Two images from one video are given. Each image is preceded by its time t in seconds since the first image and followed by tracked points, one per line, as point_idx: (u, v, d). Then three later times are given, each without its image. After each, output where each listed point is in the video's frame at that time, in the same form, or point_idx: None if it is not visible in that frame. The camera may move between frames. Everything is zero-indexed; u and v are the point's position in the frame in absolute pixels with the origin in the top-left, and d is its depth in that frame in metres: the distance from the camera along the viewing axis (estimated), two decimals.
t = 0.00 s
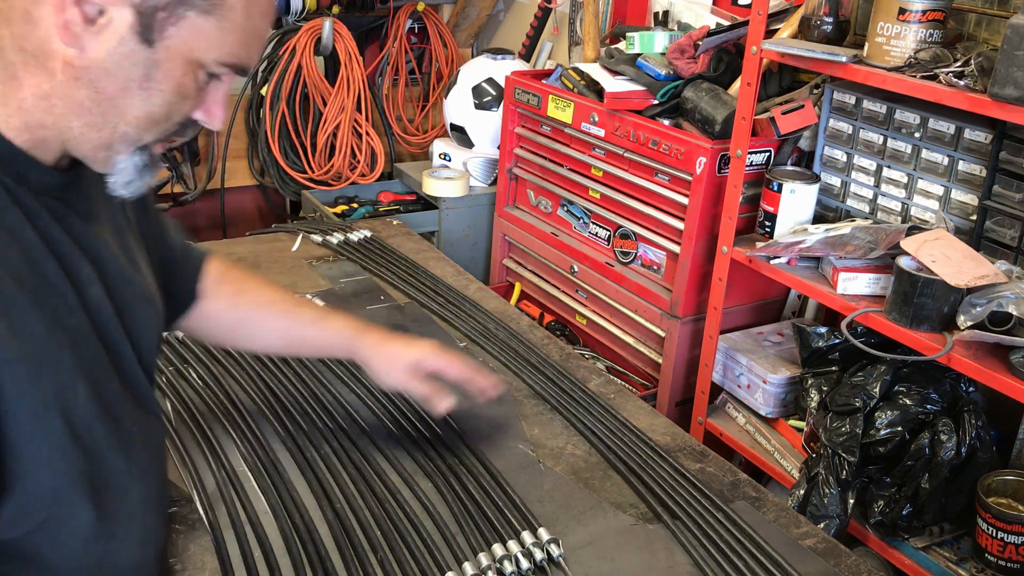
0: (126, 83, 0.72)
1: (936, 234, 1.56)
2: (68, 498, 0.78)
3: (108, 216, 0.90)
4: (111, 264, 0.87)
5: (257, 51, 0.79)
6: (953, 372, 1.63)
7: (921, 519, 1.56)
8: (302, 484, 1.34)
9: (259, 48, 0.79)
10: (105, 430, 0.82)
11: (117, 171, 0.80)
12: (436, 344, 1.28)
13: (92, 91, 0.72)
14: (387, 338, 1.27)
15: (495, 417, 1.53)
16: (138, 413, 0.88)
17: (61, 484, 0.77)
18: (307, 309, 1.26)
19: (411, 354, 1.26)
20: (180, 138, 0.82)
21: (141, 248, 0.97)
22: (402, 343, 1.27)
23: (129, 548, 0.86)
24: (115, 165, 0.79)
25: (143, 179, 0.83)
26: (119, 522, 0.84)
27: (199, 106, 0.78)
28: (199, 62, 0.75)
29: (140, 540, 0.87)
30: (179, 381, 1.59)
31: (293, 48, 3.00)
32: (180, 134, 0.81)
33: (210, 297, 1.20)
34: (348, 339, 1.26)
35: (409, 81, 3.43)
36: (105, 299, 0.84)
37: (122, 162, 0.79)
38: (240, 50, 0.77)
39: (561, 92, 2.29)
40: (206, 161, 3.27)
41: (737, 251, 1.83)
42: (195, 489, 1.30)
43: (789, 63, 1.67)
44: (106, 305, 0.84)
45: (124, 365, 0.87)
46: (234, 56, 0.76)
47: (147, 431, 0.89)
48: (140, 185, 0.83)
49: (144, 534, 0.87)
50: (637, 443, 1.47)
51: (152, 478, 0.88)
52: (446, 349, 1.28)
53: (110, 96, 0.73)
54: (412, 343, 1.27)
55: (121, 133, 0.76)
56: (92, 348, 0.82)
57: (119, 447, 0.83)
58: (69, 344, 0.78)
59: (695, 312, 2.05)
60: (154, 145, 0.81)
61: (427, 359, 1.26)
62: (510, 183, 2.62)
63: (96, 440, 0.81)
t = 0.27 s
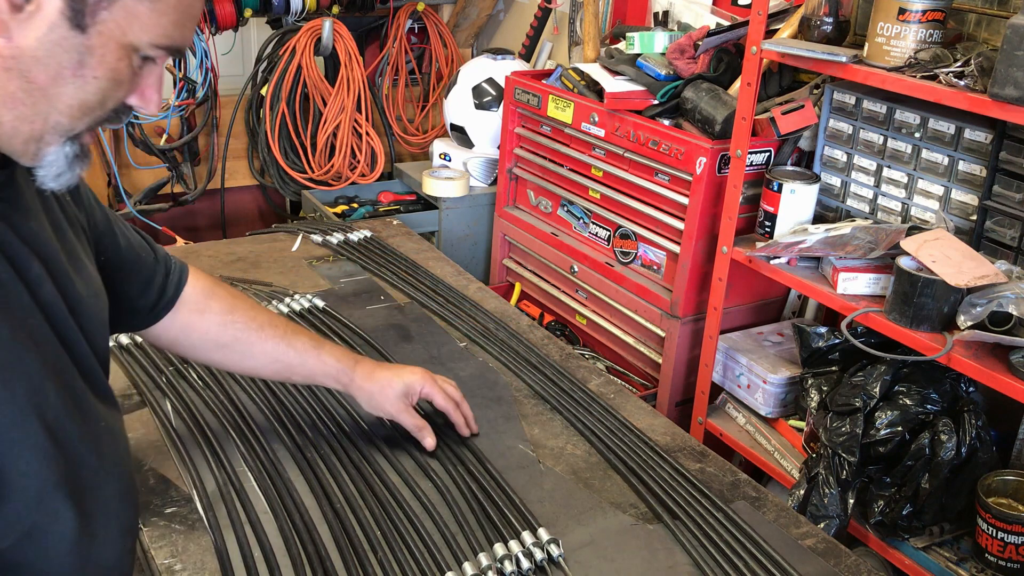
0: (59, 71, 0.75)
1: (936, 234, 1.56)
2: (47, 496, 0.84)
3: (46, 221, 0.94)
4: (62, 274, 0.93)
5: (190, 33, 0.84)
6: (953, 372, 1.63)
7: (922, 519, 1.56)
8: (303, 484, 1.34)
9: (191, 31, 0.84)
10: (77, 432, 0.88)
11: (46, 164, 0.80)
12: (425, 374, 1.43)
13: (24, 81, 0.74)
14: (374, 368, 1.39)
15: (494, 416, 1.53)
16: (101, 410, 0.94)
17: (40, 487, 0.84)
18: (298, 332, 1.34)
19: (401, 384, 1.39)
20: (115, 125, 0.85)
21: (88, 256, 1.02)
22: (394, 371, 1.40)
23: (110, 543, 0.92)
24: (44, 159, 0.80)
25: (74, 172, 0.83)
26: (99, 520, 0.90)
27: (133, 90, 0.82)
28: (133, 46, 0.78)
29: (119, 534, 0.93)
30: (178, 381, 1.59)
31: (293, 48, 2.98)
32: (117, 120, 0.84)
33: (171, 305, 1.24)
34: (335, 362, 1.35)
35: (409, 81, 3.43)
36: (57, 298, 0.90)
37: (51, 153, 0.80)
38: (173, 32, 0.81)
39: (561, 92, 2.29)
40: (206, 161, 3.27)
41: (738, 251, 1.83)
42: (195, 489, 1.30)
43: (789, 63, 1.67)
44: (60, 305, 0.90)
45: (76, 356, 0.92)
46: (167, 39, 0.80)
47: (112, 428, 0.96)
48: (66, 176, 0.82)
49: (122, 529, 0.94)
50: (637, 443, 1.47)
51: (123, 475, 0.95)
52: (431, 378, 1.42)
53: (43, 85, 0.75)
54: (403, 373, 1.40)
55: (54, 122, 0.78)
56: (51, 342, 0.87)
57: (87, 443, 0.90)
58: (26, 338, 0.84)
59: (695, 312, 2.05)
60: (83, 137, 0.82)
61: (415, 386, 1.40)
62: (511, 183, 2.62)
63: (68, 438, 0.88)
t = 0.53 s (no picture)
0: (26, 62, 0.79)
1: (936, 234, 1.56)
2: (21, 502, 0.87)
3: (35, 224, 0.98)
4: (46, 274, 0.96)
5: (163, 23, 0.87)
6: (953, 372, 1.63)
7: (922, 519, 1.56)
8: (303, 484, 1.34)
9: (164, 21, 0.87)
10: (56, 434, 0.91)
11: (22, 158, 0.85)
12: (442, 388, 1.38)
13: None
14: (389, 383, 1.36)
15: (494, 416, 1.53)
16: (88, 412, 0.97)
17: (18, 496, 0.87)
18: (309, 341, 1.32)
19: (415, 402, 1.35)
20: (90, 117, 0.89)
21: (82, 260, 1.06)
22: (409, 386, 1.36)
23: (97, 549, 0.95)
24: (20, 152, 0.85)
25: (52, 165, 0.88)
26: (81, 525, 0.93)
27: (107, 83, 0.87)
28: (103, 36, 0.82)
29: (108, 539, 0.96)
30: (179, 381, 1.59)
31: (293, 48, 2.98)
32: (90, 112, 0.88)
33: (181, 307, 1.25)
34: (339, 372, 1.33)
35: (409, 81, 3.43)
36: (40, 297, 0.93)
37: (27, 147, 0.85)
38: (144, 22, 0.85)
39: (561, 92, 2.28)
40: (206, 161, 3.27)
41: (738, 251, 1.83)
42: (195, 489, 1.30)
43: (789, 63, 1.67)
44: (42, 303, 0.93)
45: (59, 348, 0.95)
46: (138, 29, 0.84)
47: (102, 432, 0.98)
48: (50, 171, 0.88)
49: (110, 536, 0.96)
50: (637, 443, 1.47)
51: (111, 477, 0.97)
52: (445, 394, 1.37)
53: (11, 76, 0.79)
54: (417, 390, 1.36)
55: (25, 116, 0.82)
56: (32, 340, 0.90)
57: (69, 447, 0.92)
58: (6, 337, 0.87)
59: (695, 312, 2.05)
60: (59, 130, 0.87)
61: (429, 405, 1.35)
62: (511, 183, 2.62)
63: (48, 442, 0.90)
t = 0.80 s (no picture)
0: (20, 57, 0.80)
1: (936, 234, 1.56)
2: (20, 497, 0.88)
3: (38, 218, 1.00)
4: (48, 266, 0.98)
5: (157, 20, 0.88)
6: (953, 372, 1.63)
7: (921, 519, 1.56)
8: (303, 484, 1.34)
9: (158, 18, 0.88)
10: (57, 425, 0.92)
11: (19, 151, 0.85)
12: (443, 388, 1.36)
13: None
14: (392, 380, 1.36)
15: (494, 416, 1.53)
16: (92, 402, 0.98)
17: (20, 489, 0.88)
18: (311, 340, 1.32)
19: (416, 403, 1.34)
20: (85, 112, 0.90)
21: (87, 254, 1.08)
22: (412, 386, 1.35)
23: (103, 540, 0.96)
24: (17, 145, 0.85)
25: (48, 160, 0.88)
26: (86, 516, 0.94)
27: (102, 78, 0.88)
28: (97, 32, 0.83)
29: (114, 530, 0.97)
30: (179, 381, 1.59)
31: (293, 48, 2.98)
32: (86, 108, 0.89)
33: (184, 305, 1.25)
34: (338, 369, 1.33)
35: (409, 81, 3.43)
36: (42, 289, 0.95)
37: (23, 141, 0.85)
38: (139, 17, 0.86)
39: (561, 92, 2.29)
40: (206, 161, 3.27)
41: (737, 251, 1.83)
42: (195, 489, 1.30)
43: (789, 63, 1.67)
44: (44, 295, 0.95)
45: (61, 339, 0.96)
46: (132, 24, 0.85)
47: (106, 424, 0.99)
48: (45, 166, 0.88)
49: (117, 527, 0.98)
50: (637, 443, 1.47)
51: (116, 468, 0.98)
52: (448, 395, 1.36)
53: (5, 71, 0.80)
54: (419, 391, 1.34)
55: (20, 109, 0.83)
56: (33, 333, 0.92)
57: (70, 439, 0.93)
58: (6, 330, 0.89)
59: (694, 312, 2.05)
60: (55, 125, 0.88)
61: (431, 406, 1.34)
62: (511, 183, 2.62)
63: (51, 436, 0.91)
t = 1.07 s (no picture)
0: (26, 54, 0.81)
1: (936, 234, 1.56)
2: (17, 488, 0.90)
3: (44, 216, 1.02)
4: (54, 261, 1.01)
5: (159, 19, 0.89)
6: (953, 372, 1.63)
7: (921, 519, 1.55)
8: (303, 484, 1.34)
9: (160, 17, 0.89)
10: (64, 416, 0.95)
11: (24, 149, 0.86)
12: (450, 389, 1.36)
13: None
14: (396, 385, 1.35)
15: (494, 416, 1.53)
16: (99, 395, 1.01)
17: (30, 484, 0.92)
18: (311, 339, 1.32)
19: (422, 401, 1.34)
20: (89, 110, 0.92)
21: (95, 252, 1.11)
22: (418, 387, 1.35)
23: (112, 528, 1.01)
24: (21, 143, 0.86)
25: (51, 157, 0.89)
26: (94, 508, 0.98)
27: (105, 77, 0.89)
28: (101, 30, 0.84)
29: (122, 519, 1.02)
30: (180, 381, 1.59)
31: (293, 48, 2.98)
32: (90, 105, 0.91)
33: (192, 308, 1.28)
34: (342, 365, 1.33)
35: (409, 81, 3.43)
36: (48, 285, 0.97)
37: (26, 138, 0.86)
38: (142, 16, 0.87)
39: (561, 92, 2.29)
40: (206, 161, 3.27)
41: (737, 251, 1.83)
42: (195, 489, 1.30)
43: (789, 63, 1.67)
44: (50, 290, 0.97)
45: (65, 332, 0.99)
46: (135, 23, 0.86)
47: (113, 416, 1.02)
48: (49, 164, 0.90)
49: (125, 516, 1.02)
50: (637, 443, 1.47)
51: (122, 459, 1.02)
52: (456, 395, 1.36)
53: (11, 68, 0.81)
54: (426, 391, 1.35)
55: (25, 106, 0.84)
56: (40, 328, 0.94)
57: (75, 430, 0.96)
58: (12, 322, 0.91)
59: (695, 312, 2.05)
60: (58, 123, 0.89)
61: (438, 404, 1.34)
62: (510, 183, 2.62)
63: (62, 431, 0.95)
